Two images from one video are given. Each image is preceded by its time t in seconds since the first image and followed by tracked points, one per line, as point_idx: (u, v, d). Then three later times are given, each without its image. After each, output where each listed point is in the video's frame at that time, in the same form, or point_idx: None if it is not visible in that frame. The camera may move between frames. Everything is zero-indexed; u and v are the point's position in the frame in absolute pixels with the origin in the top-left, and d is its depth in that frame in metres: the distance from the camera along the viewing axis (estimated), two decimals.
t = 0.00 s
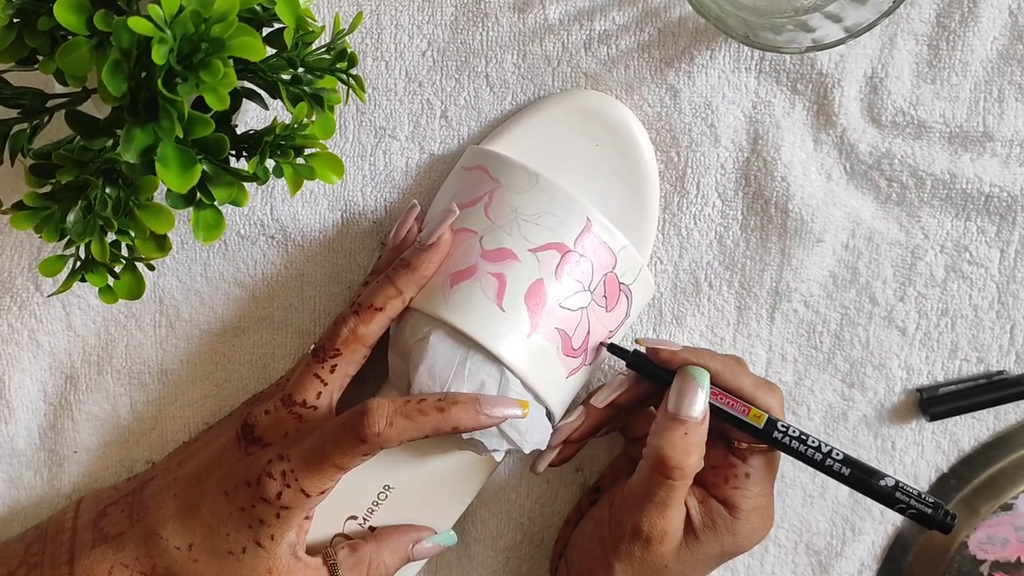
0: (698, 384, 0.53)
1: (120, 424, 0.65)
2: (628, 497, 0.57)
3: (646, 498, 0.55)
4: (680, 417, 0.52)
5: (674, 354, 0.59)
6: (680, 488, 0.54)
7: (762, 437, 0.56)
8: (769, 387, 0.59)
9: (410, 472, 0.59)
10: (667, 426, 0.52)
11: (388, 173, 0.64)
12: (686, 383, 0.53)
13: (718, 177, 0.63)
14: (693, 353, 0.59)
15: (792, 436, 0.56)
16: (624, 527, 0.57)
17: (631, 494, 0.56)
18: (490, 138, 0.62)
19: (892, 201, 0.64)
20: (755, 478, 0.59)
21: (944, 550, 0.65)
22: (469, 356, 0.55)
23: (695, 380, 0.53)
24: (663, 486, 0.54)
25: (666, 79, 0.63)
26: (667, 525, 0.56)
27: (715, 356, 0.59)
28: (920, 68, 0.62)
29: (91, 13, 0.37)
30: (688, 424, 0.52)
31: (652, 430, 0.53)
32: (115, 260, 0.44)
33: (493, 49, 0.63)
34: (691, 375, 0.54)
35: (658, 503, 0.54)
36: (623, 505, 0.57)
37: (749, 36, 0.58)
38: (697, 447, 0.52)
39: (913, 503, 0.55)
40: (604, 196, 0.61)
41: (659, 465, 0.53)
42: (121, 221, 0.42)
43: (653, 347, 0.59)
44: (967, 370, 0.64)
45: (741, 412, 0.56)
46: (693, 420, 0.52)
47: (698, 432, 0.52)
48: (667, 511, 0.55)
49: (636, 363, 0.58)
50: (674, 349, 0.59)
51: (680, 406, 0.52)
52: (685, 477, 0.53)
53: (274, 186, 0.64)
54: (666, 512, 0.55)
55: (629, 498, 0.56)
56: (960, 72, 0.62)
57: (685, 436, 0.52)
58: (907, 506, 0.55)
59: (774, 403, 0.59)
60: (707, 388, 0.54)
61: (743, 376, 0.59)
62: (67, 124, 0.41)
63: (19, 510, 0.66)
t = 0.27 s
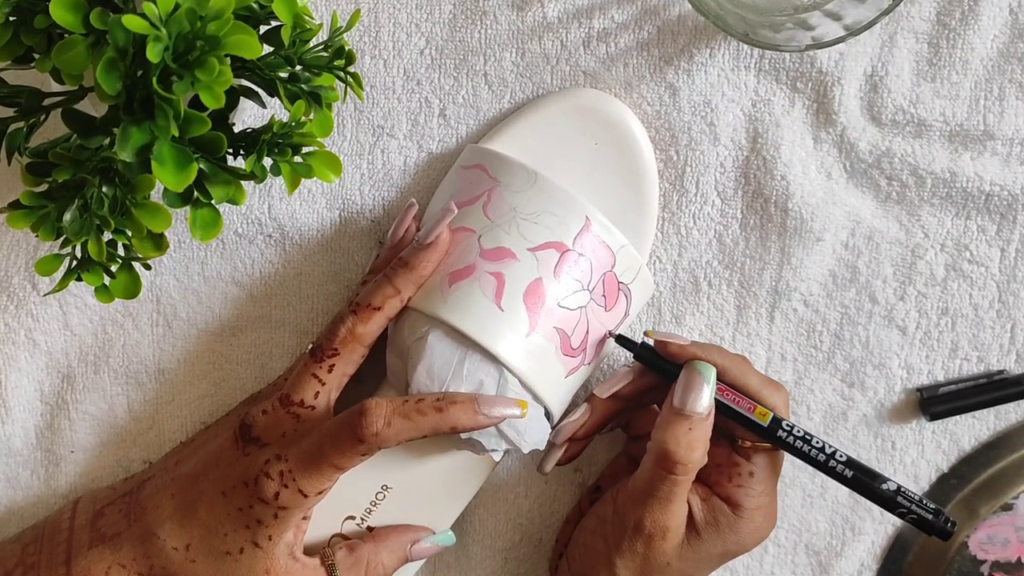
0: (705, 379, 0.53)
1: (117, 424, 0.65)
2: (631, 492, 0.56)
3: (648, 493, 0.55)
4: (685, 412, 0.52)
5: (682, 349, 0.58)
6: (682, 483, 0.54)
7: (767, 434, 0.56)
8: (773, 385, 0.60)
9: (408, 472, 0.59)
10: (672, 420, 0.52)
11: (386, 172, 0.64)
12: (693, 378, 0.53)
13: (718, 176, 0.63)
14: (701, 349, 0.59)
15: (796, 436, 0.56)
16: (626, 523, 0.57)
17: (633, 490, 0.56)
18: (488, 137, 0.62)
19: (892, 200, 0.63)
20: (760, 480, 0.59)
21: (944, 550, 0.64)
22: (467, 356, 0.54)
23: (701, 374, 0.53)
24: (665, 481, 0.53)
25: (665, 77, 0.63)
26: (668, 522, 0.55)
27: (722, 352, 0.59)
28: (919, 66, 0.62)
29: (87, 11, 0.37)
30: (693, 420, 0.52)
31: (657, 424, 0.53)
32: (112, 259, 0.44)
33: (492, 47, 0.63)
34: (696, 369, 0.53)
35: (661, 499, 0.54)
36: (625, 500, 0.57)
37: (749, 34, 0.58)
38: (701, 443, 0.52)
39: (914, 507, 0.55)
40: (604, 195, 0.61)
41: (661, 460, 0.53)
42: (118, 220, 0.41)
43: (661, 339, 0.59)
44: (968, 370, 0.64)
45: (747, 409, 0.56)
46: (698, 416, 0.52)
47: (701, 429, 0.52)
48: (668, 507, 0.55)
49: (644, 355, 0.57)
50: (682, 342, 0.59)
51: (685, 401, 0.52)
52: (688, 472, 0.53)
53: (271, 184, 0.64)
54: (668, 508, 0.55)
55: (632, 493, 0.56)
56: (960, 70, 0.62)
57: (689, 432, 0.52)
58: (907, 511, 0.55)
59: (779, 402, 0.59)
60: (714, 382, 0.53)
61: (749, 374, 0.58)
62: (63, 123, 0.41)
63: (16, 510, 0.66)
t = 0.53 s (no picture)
0: (699, 383, 0.53)
1: (114, 424, 0.65)
2: (628, 495, 0.56)
3: (646, 495, 0.54)
4: (680, 414, 0.52)
5: (676, 354, 0.58)
6: (681, 485, 0.53)
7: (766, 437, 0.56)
8: (774, 385, 0.59)
9: (406, 472, 0.59)
10: (669, 422, 0.52)
11: (384, 171, 0.64)
12: (688, 382, 0.53)
13: (717, 174, 0.63)
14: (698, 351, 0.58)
15: (794, 436, 0.56)
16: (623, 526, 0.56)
17: (631, 491, 0.56)
18: (487, 135, 0.61)
19: (892, 199, 0.63)
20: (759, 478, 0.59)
21: (945, 550, 0.64)
22: (466, 355, 0.54)
23: (697, 378, 0.53)
24: (664, 483, 0.53)
25: (665, 75, 0.62)
26: (667, 523, 0.55)
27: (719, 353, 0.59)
28: (920, 64, 0.62)
29: (84, 9, 0.37)
30: (688, 421, 0.52)
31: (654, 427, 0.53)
32: (110, 258, 0.44)
33: (491, 46, 0.63)
34: (692, 373, 0.54)
35: (659, 500, 0.54)
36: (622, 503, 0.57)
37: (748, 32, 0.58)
38: (699, 444, 0.52)
39: (916, 505, 0.55)
40: (603, 194, 0.61)
41: (660, 461, 0.52)
42: (115, 220, 0.41)
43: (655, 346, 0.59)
44: (968, 369, 0.63)
45: (744, 412, 0.56)
46: (694, 418, 0.52)
47: (699, 430, 0.52)
48: (666, 509, 0.54)
49: (638, 361, 0.58)
50: (676, 348, 0.59)
51: (681, 403, 0.52)
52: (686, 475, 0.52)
53: (269, 183, 0.63)
54: (666, 510, 0.54)
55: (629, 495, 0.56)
56: (960, 68, 0.62)
57: (687, 431, 0.52)
58: (909, 508, 0.55)
59: (779, 401, 0.59)
60: (709, 387, 0.53)
61: (746, 374, 0.58)
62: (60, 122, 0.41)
63: (12, 510, 0.65)
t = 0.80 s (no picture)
0: (691, 391, 0.52)
1: (112, 424, 0.65)
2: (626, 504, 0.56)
3: (645, 506, 0.54)
4: (674, 423, 0.51)
5: (665, 366, 0.58)
6: (681, 495, 0.53)
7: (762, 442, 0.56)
8: (767, 387, 0.59)
9: (405, 472, 0.59)
10: (664, 433, 0.51)
11: (382, 169, 0.64)
12: (681, 391, 0.52)
13: (717, 173, 0.63)
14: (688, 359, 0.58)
15: (791, 437, 0.55)
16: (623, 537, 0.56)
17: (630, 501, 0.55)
18: (486, 134, 0.61)
19: (892, 197, 0.63)
20: (758, 482, 0.59)
21: (945, 550, 0.64)
22: (464, 354, 0.54)
23: (688, 386, 0.52)
24: (664, 494, 0.53)
25: (664, 74, 0.62)
26: (668, 534, 0.55)
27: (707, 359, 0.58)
28: (920, 63, 0.62)
29: (81, 7, 0.36)
30: (683, 430, 0.51)
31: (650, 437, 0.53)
32: (106, 258, 0.43)
33: (489, 44, 0.63)
34: (683, 383, 0.53)
35: (659, 511, 0.54)
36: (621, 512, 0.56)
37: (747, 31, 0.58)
38: (696, 451, 0.52)
39: (919, 494, 0.54)
40: (603, 193, 0.61)
41: (659, 471, 0.52)
42: (112, 218, 0.41)
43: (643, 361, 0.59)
44: (969, 369, 0.63)
45: (736, 418, 0.55)
46: (690, 427, 0.51)
47: (696, 437, 0.51)
48: (666, 520, 0.54)
49: (627, 376, 0.58)
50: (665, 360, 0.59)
51: (676, 413, 0.51)
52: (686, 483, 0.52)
53: (267, 182, 0.63)
54: (666, 520, 0.54)
55: (627, 506, 0.56)
56: (961, 67, 0.62)
57: (683, 438, 0.51)
58: (912, 498, 0.54)
59: (773, 404, 0.58)
60: (702, 393, 0.52)
61: (737, 379, 0.58)
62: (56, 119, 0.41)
63: (9, 510, 0.65)
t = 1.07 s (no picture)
0: (728, 363, 0.52)
1: (107, 423, 0.64)
2: (657, 487, 0.55)
3: (681, 482, 0.53)
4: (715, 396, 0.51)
5: (702, 333, 0.56)
6: (718, 469, 0.52)
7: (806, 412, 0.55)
8: (803, 354, 0.57)
9: (400, 472, 0.58)
10: (702, 405, 0.51)
11: (379, 168, 0.63)
12: (716, 360, 0.52)
13: (715, 172, 0.62)
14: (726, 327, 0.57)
15: (829, 406, 0.54)
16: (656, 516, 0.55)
17: (664, 483, 0.55)
18: (482, 133, 0.61)
19: (892, 196, 0.63)
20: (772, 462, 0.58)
21: (946, 551, 0.64)
22: (461, 354, 0.54)
23: (726, 356, 0.52)
24: (701, 470, 0.52)
25: (662, 72, 0.62)
26: (703, 508, 0.54)
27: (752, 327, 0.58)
28: (920, 61, 0.61)
29: (76, 5, 0.36)
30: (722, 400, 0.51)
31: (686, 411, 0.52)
32: (102, 256, 0.43)
33: (487, 42, 0.62)
34: (720, 351, 0.53)
35: (696, 487, 0.53)
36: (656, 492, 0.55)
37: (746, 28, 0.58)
38: (734, 425, 0.51)
39: (961, 464, 0.54)
40: (600, 192, 0.60)
41: (695, 447, 0.51)
42: (108, 216, 0.40)
43: (678, 327, 0.57)
44: (969, 368, 0.63)
45: (776, 387, 0.54)
46: (727, 398, 0.51)
47: (733, 410, 0.51)
48: (700, 495, 0.53)
49: (662, 344, 0.56)
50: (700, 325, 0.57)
51: (712, 383, 0.51)
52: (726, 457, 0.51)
53: (263, 180, 0.63)
54: (701, 497, 0.53)
55: (661, 483, 0.55)
56: (961, 65, 0.61)
57: (723, 414, 0.51)
58: (954, 468, 0.54)
59: (811, 372, 0.57)
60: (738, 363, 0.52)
61: (772, 347, 0.56)
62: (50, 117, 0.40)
63: (3, 510, 0.64)
